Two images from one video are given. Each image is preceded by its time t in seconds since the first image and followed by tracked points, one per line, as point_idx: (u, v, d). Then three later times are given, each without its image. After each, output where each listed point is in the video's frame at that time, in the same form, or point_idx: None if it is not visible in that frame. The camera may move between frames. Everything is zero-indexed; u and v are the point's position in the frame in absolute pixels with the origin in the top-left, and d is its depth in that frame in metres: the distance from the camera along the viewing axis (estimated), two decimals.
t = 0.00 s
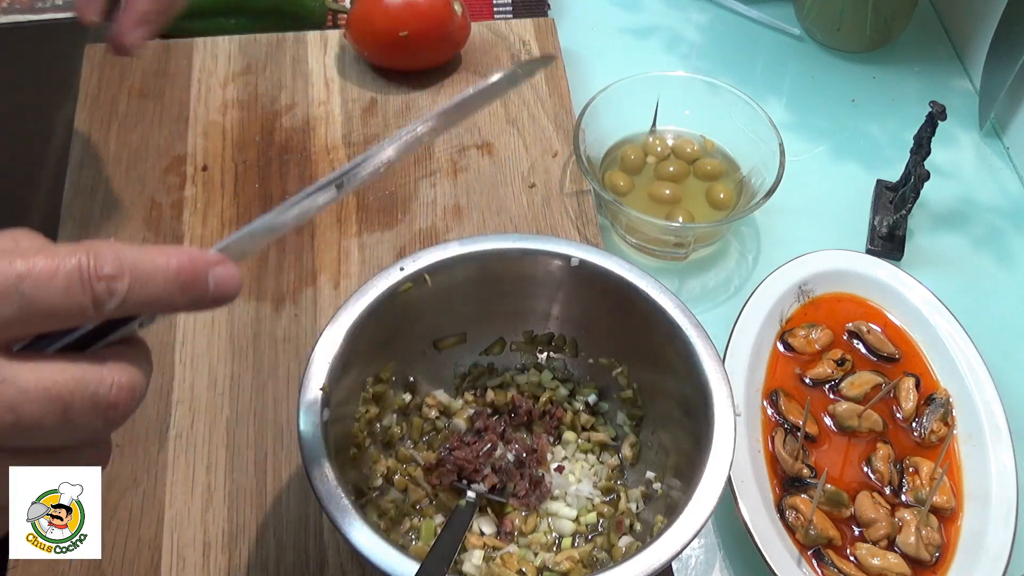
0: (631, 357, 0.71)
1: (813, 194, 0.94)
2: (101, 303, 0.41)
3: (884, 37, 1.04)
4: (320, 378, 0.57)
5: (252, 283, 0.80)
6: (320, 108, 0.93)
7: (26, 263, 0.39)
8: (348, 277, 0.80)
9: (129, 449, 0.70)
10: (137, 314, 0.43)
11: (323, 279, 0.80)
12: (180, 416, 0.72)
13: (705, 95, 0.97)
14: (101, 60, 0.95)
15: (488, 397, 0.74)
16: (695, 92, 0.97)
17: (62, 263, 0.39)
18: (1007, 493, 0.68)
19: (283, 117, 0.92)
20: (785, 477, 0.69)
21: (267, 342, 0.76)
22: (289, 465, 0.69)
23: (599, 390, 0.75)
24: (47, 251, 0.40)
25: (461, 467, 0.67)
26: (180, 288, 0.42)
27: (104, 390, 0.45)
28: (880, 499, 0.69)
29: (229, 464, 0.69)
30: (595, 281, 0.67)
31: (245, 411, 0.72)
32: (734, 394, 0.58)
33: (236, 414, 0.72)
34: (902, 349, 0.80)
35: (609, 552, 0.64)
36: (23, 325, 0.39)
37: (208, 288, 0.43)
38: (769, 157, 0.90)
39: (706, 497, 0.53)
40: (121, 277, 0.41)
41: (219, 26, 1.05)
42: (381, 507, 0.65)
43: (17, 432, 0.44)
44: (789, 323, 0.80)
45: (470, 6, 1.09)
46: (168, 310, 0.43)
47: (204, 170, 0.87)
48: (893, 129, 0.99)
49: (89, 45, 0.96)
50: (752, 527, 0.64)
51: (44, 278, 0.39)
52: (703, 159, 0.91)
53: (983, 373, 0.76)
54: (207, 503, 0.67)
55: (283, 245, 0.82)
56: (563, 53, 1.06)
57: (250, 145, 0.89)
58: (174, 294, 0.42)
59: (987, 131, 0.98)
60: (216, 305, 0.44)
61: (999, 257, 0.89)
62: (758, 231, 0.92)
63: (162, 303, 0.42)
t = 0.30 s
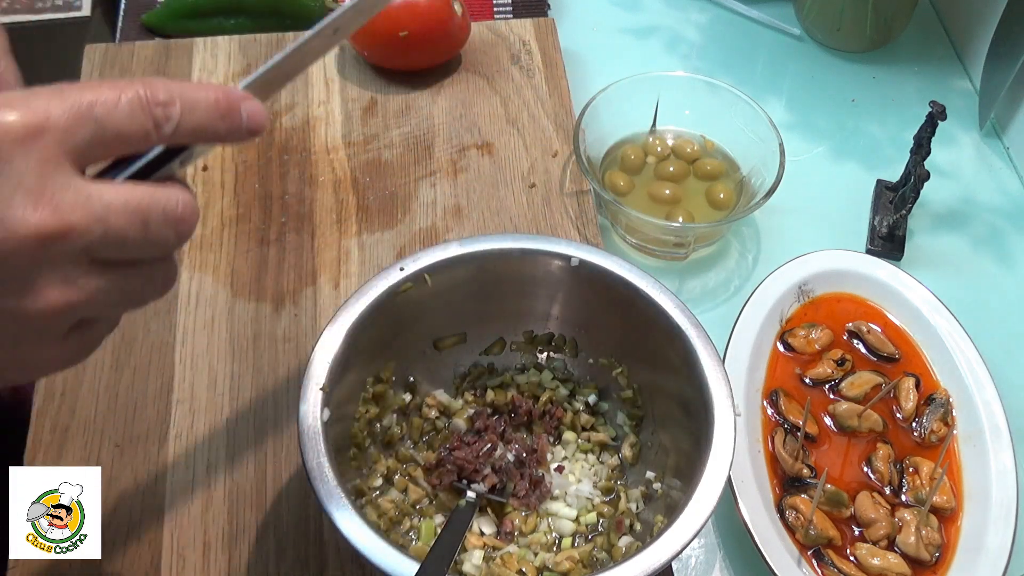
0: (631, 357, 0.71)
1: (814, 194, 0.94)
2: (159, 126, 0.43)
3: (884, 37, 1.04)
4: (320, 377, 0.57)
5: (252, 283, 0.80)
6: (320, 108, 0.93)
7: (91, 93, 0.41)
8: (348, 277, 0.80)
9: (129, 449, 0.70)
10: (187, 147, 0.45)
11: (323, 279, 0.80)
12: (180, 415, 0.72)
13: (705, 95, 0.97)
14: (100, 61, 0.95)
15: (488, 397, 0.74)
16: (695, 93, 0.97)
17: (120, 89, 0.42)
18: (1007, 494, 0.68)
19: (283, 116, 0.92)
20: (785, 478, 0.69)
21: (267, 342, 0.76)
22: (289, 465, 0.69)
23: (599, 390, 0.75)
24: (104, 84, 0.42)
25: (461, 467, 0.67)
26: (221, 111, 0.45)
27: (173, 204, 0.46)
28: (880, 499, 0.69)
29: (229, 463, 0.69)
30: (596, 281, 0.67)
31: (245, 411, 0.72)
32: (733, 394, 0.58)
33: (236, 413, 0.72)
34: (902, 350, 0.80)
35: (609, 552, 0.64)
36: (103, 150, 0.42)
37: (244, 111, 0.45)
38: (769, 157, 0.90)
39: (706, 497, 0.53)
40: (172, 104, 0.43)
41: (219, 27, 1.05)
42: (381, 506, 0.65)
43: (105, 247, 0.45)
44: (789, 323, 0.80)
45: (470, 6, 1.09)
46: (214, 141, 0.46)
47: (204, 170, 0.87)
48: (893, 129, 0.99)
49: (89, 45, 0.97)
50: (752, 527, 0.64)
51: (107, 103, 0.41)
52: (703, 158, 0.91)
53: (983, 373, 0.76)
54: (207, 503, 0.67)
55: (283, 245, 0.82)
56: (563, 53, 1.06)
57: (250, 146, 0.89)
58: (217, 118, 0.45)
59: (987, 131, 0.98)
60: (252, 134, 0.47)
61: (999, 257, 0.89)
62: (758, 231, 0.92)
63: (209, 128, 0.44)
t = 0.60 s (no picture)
0: (631, 357, 0.71)
1: (814, 194, 0.94)
2: (172, 89, 0.47)
3: (884, 37, 1.04)
4: (320, 377, 0.57)
5: (252, 283, 0.80)
6: (320, 107, 0.93)
7: (106, 59, 0.46)
8: (348, 277, 0.80)
9: (129, 449, 0.70)
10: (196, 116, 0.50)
11: (323, 279, 0.80)
12: (180, 416, 0.72)
13: (705, 95, 0.97)
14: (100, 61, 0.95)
15: (488, 397, 0.74)
16: (695, 92, 0.97)
17: (134, 55, 0.46)
18: (1007, 494, 0.68)
19: (283, 116, 0.92)
20: (784, 477, 0.69)
21: (267, 342, 0.76)
22: (289, 464, 0.69)
23: (599, 390, 0.75)
24: (119, 50, 0.47)
25: (461, 467, 0.67)
26: (229, 77, 0.49)
27: (191, 172, 0.49)
28: (880, 499, 0.69)
29: (229, 463, 0.69)
30: (596, 281, 0.67)
31: (245, 410, 0.72)
32: (734, 394, 0.58)
33: (236, 413, 0.72)
34: (902, 350, 0.80)
35: (609, 552, 0.64)
36: (119, 111, 0.47)
37: (250, 80, 0.50)
38: (769, 158, 0.90)
39: (706, 496, 0.53)
40: (183, 66, 0.47)
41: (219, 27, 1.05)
42: (381, 506, 0.65)
43: (126, 217, 0.47)
44: (789, 323, 0.80)
45: (470, 6, 1.09)
46: (221, 109, 0.50)
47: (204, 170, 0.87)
48: (893, 128, 0.99)
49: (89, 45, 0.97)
50: (752, 527, 0.64)
51: (120, 66, 0.46)
52: (702, 158, 0.91)
53: (983, 373, 0.76)
54: (207, 503, 0.67)
55: (283, 245, 0.82)
56: (563, 53, 1.06)
57: (250, 146, 0.89)
58: (225, 85, 0.49)
59: (987, 131, 0.98)
60: (256, 105, 0.51)
61: (999, 258, 0.89)
62: (758, 231, 0.92)
63: (218, 95, 0.49)
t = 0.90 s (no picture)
0: (631, 356, 0.71)
1: (814, 193, 0.94)
2: (192, 173, 0.48)
3: (884, 37, 1.04)
4: (320, 377, 0.57)
5: (252, 283, 0.80)
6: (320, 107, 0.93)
7: (127, 146, 0.47)
8: (348, 277, 0.80)
9: (129, 449, 0.70)
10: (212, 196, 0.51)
11: (323, 279, 0.80)
12: (180, 416, 0.72)
13: (705, 94, 0.97)
14: (100, 61, 0.96)
15: (488, 397, 0.74)
16: (695, 92, 0.97)
17: (153, 141, 0.47)
18: (1007, 494, 0.68)
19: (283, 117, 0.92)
20: (785, 477, 0.69)
21: (267, 342, 0.76)
22: (289, 465, 0.69)
23: (599, 390, 0.76)
24: (138, 137, 0.48)
25: (461, 467, 0.67)
26: (247, 158, 0.51)
27: (213, 257, 0.50)
28: (880, 499, 0.69)
29: (229, 464, 0.69)
30: (595, 281, 0.67)
31: (245, 411, 0.72)
32: (734, 394, 0.58)
33: (236, 414, 0.72)
34: (902, 350, 0.80)
35: (609, 553, 0.64)
36: (139, 200, 0.48)
37: (266, 159, 0.52)
38: (769, 157, 0.90)
39: (706, 497, 0.53)
40: (202, 149, 0.49)
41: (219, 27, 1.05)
42: (381, 506, 0.65)
43: (148, 309, 0.48)
44: (789, 323, 0.80)
45: (470, 6, 1.09)
46: (237, 187, 0.51)
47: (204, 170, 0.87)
48: (893, 129, 0.99)
49: (90, 44, 0.97)
50: (752, 527, 0.64)
51: (141, 153, 0.47)
52: (703, 159, 0.91)
53: (983, 373, 0.76)
54: (207, 504, 0.67)
55: (283, 245, 0.82)
56: (563, 52, 1.06)
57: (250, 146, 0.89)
58: (241, 165, 0.51)
59: (987, 131, 0.98)
60: (271, 181, 0.53)
61: (999, 258, 0.89)
62: (758, 231, 0.92)
63: (235, 175, 0.50)
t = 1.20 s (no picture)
0: (631, 356, 0.71)
1: (813, 193, 0.94)
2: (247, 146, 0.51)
3: (884, 37, 1.04)
4: (321, 377, 0.57)
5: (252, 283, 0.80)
6: (320, 108, 0.93)
7: (189, 128, 0.49)
8: (348, 277, 0.80)
9: (129, 449, 0.70)
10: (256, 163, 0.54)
11: (323, 279, 0.80)
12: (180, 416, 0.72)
13: (705, 95, 0.97)
14: (100, 61, 0.96)
15: (488, 397, 0.74)
16: (694, 92, 0.97)
17: (210, 119, 0.49)
18: (1007, 494, 0.68)
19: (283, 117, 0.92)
20: (784, 477, 0.69)
21: (266, 342, 0.76)
22: (289, 465, 0.69)
23: (599, 390, 0.76)
24: (194, 117, 0.49)
25: (461, 467, 0.67)
26: (286, 124, 0.54)
27: (272, 221, 0.53)
28: (880, 499, 0.69)
29: (229, 463, 0.69)
30: (596, 281, 0.67)
31: (245, 411, 0.72)
32: (734, 395, 0.58)
33: (237, 414, 0.72)
34: (902, 350, 0.80)
35: (609, 552, 0.64)
36: (206, 178, 0.50)
37: (300, 123, 0.55)
38: (769, 158, 0.90)
39: (706, 497, 0.53)
40: (250, 122, 0.51)
41: (218, 26, 1.05)
42: (381, 506, 0.65)
43: (228, 275, 0.51)
44: (788, 323, 0.80)
45: (469, 6, 1.09)
46: (278, 152, 0.54)
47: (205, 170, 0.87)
48: (893, 129, 0.99)
49: (89, 44, 0.97)
50: (751, 527, 0.64)
51: (204, 133, 0.49)
52: (703, 159, 0.91)
53: (983, 373, 0.76)
54: (207, 504, 0.67)
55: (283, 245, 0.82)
56: (563, 52, 1.06)
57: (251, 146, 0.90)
58: (283, 132, 0.54)
59: (987, 131, 0.98)
60: (302, 142, 0.57)
61: (999, 258, 0.89)
62: (758, 231, 0.92)
63: (280, 142, 0.54)
